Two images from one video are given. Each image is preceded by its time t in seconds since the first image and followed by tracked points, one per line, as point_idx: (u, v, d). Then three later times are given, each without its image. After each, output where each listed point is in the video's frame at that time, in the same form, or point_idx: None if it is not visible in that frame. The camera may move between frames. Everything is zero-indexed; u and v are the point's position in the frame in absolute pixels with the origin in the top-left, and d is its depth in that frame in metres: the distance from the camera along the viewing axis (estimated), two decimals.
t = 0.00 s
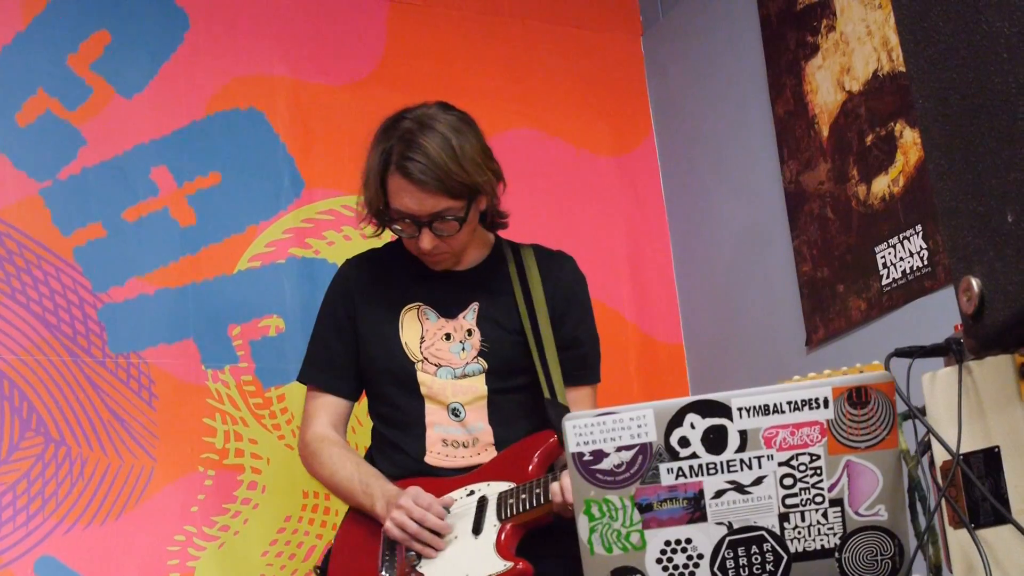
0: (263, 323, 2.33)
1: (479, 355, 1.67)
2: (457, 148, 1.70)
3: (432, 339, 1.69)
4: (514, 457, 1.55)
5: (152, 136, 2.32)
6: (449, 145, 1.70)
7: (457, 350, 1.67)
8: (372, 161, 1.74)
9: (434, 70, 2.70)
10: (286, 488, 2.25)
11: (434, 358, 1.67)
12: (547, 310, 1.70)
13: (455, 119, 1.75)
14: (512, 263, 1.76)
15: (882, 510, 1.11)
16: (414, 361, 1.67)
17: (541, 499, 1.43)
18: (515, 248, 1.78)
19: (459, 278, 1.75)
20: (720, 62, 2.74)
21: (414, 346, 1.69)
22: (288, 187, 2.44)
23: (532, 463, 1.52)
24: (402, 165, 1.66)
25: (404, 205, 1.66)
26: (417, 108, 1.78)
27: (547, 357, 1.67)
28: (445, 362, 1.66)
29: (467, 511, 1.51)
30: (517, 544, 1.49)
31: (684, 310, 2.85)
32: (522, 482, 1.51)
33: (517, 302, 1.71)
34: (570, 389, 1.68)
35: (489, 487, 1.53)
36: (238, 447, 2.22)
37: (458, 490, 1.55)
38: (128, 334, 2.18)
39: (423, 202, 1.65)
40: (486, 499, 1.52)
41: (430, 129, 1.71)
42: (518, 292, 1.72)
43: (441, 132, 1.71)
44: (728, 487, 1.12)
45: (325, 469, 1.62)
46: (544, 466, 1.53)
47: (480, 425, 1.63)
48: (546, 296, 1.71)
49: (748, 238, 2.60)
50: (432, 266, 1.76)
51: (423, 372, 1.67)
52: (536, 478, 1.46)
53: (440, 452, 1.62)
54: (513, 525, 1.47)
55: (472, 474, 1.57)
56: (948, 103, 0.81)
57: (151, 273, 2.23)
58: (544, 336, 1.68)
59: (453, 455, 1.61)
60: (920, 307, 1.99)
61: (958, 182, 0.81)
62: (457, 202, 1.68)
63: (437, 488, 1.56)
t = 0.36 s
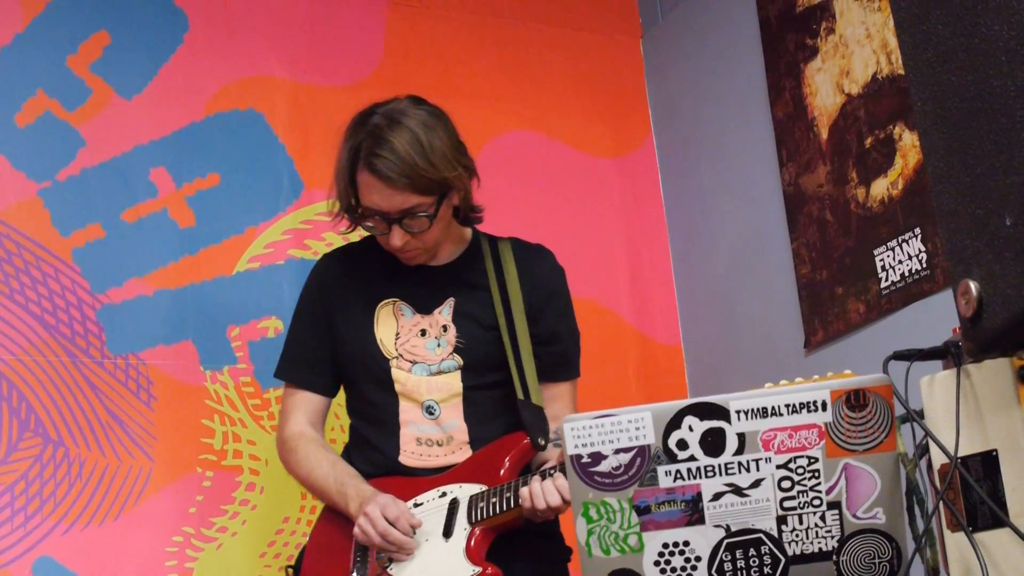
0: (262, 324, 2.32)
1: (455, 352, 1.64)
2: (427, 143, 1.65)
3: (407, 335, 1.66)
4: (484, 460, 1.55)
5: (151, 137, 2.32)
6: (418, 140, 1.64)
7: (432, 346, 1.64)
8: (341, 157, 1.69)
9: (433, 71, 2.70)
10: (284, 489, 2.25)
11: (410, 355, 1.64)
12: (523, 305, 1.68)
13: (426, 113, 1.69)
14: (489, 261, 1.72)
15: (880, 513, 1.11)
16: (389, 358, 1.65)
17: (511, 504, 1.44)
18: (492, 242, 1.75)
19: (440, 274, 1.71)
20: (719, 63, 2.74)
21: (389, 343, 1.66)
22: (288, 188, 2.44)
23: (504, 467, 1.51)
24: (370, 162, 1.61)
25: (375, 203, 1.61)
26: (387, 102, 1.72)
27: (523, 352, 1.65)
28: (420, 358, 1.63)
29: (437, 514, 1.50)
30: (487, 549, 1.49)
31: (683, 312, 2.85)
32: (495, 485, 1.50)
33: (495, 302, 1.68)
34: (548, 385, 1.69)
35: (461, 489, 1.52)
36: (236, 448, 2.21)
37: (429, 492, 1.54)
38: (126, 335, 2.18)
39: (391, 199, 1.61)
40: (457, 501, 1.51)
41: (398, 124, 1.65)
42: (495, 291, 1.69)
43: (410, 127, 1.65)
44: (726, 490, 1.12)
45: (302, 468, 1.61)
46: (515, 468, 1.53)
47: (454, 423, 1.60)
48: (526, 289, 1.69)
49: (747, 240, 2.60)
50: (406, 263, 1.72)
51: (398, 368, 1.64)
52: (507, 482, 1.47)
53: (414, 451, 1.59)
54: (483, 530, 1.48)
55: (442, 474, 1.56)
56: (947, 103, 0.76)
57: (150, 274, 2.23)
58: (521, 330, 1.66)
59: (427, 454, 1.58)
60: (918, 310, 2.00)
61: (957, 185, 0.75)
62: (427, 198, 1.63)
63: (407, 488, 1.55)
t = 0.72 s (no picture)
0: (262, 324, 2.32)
1: (396, 344, 1.61)
2: (362, 131, 1.63)
3: (346, 329, 1.61)
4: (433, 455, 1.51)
5: (152, 136, 2.32)
6: (354, 128, 1.62)
7: (373, 340, 1.60)
8: (273, 149, 1.66)
9: (432, 70, 2.70)
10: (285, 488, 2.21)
11: (349, 349, 1.59)
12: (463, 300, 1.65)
13: (361, 102, 1.67)
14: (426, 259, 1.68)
15: (881, 513, 1.10)
16: (329, 354, 1.59)
17: (467, 499, 1.43)
18: (425, 232, 1.71)
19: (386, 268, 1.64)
20: (720, 63, 2.73)
21: (328, 338, 1.61)
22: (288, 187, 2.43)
23: (454, 463, 1.49)
24: (306, 152, 1.59)
25: (311, 194, 1.59)
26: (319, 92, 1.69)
27: (466, 349, 1.61)
28: (360, 352, 1.59)
29: (387, 512, 1.48)
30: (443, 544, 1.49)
31: (683, 312, 2.85)
32: (447, 481, 1.47)
33: (436, 303, 1.64)
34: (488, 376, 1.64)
35: (411, 486, 1.50)
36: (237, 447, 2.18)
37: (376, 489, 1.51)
38: (127, 334, 2.18)
39: (327, 188, 1.58)
40: (408, 498, 1.49)
41: (333, 113, 1.63)
42: (434, 292, 1.65)
43: (345, 115, 1.63)
44: (726, 489, 1.12)
45: (235, 470, 1.54)
46: (466, 462, 1.50)
47: (399, 418, 1.57)
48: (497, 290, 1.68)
49: (747, 240, 2.60)
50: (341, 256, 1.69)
51: (338, 364, 1.59)
52: (458, 480, 1.45)
53: (359, 448, 1.55)
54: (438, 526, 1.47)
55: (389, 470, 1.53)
56: (946, 102, 0.74)
57: (150, 273, 2.23)
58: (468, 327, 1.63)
59: (373, 451, 1.55)
60: (919, 310, 2.00)
61: (957, 184, 0.73)
62: (364, 187, 1.61)
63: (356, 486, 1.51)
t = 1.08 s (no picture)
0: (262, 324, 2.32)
1: (323, 339, 1.52)
2: (283, 130, 1.51)
3: (271, 325, 1.52)
4: (354, 449, 1.44)
5: (151, 136, 2.32)
6: (274, 127, 1.50)
7: (298, 335, 1.51)
8: (188, 148, 1.54)
9: (432, 69, 2.70)
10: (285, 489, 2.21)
11: (275, 346, 1.51)
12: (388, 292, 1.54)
13: (280, 97, 1.55)
14: (350, 252, 1.57)
15: (880, 513, 1.25)
16: (254, 353, 1.52)
17: (388, 491, 1.39)
18: (350, 223, 1.60)
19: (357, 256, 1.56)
20: (720, 63, 2.73)
21: (252, 336, 1.52)
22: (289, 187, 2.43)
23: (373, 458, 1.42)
24: (226, 154, 1.47)
25: (235, 196, 1.48)
26: (235, 86, 1.57)
27: (388, 341, 1.51)
28: (287, 348, 1.50)
29: (312, 509, 1.43)
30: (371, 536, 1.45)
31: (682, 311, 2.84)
32: (368, 473, 1.41)
33: (359, 297, 1.54)
34: (417, 363, 1.55)
35: (334, 481, 1.43)
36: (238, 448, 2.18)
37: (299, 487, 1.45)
38: (128, 335, 2.18)
39: (250, 191, 1.48)
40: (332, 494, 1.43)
41: (251, 111, 1.51)
42: (357, 284, 1.54)
43: (264, 113, 1.51)
44: (727, 489, 1.27)
45: (163, 477, 1.48)
46: (388, 452, 1.44)
47: (328, 414, 1.49)
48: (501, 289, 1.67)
49: (747, 239, 2.60)
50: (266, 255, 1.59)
51: (264, 362, 1.51)
52: (379, 472, 1.40)
53: (288, 447, 1.48)
54: (363, 520, 1.42)
55: (313, 467, 1.46)
56: (944, 101, 0.71)
57: (151, 274, 2.24)
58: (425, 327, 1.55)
59: (302, 449, 1.47)
60: (918, 309, 2.00)
61: (955, 182, 0.71)
62: (288, 188, 1.50)
63: (280, 488, 1.45)
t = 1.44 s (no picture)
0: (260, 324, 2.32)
1: (288, 335, 1.56)
2: (240, 121, 1.56)
3: (237, 324, 1.57)
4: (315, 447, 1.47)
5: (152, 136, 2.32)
6: (231, 118, 1.55)
7: (264, 332, 1.56)
8: (146, 145, 1.58)
9: (431, 70, 2.69)
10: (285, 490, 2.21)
11: (242, 344, 1.56)
12: (351, 284, 1.57)
13: (236, 90, 1.60)
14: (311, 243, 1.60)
15: (880, 514, 1.25)
16: (221, 352, 1.57)
17: (346, 488, 1.41)
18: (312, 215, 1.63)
19: (356, 260, 1.58)
20: (720, 64, 2.73)
21: (219, 336, 1.57)
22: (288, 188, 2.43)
23: (333, 454, 1.45)
24: (183, 145, 1.51)
25: (194, 187, 1.52)
26: (189, 83, 1.61)
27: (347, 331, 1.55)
28: (253, 346, 1.55)
29: (277, 509, 1.46)
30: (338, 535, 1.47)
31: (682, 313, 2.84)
32: (327, 470, 1.44)
33: (319, 286, 1.57)
34: (388, 354, 1.56)
35: (296, 479, 1.46)
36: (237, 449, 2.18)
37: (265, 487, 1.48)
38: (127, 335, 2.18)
39: (210, 182, 1.52)
40: (294, 493, 1.46)
41: (208, 103, 1.56)
42: (319, 275, 1.58)
43: (221, 105, 1.56)
44: (726, 490, 1.27)
45: (132, 479, 1.54)
46: (348, 448, 1.47)
47: (295, 409, 1.53)
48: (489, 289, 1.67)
49: (746, 241, 2.60)
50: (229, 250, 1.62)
51: (232, 360, 1.56)
52: (337, 467, 1.42)
53: (256, 443, 1.53)
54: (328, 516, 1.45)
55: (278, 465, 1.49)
56: (944, 104, 0.71)
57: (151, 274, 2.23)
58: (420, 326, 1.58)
59: (269, 445, 1.52)
60: (918, 311, 2.00)
61: (956, 185, 0.70)
62: (248, 178, 1.54)
63: (249, 485, 1.49)
